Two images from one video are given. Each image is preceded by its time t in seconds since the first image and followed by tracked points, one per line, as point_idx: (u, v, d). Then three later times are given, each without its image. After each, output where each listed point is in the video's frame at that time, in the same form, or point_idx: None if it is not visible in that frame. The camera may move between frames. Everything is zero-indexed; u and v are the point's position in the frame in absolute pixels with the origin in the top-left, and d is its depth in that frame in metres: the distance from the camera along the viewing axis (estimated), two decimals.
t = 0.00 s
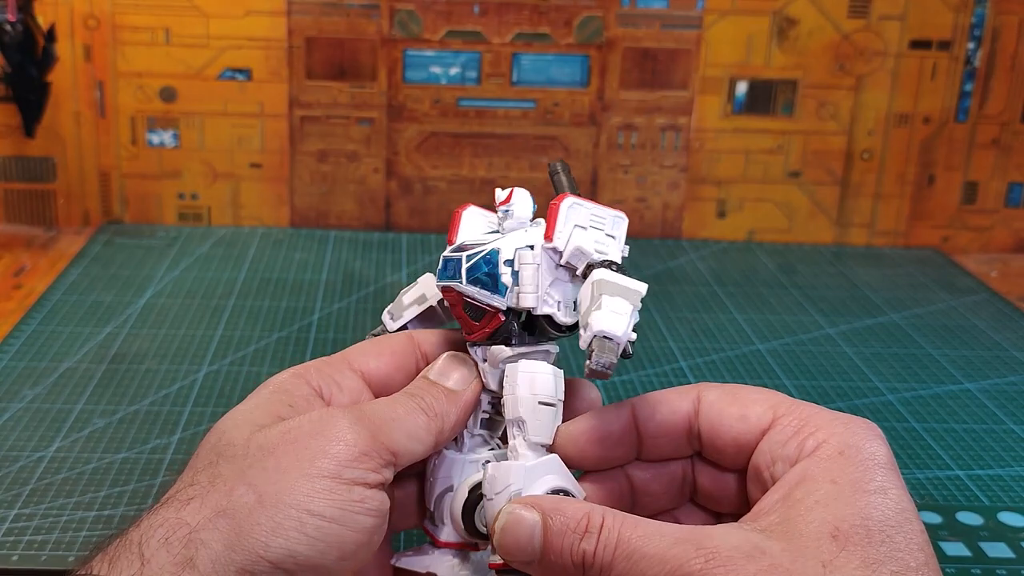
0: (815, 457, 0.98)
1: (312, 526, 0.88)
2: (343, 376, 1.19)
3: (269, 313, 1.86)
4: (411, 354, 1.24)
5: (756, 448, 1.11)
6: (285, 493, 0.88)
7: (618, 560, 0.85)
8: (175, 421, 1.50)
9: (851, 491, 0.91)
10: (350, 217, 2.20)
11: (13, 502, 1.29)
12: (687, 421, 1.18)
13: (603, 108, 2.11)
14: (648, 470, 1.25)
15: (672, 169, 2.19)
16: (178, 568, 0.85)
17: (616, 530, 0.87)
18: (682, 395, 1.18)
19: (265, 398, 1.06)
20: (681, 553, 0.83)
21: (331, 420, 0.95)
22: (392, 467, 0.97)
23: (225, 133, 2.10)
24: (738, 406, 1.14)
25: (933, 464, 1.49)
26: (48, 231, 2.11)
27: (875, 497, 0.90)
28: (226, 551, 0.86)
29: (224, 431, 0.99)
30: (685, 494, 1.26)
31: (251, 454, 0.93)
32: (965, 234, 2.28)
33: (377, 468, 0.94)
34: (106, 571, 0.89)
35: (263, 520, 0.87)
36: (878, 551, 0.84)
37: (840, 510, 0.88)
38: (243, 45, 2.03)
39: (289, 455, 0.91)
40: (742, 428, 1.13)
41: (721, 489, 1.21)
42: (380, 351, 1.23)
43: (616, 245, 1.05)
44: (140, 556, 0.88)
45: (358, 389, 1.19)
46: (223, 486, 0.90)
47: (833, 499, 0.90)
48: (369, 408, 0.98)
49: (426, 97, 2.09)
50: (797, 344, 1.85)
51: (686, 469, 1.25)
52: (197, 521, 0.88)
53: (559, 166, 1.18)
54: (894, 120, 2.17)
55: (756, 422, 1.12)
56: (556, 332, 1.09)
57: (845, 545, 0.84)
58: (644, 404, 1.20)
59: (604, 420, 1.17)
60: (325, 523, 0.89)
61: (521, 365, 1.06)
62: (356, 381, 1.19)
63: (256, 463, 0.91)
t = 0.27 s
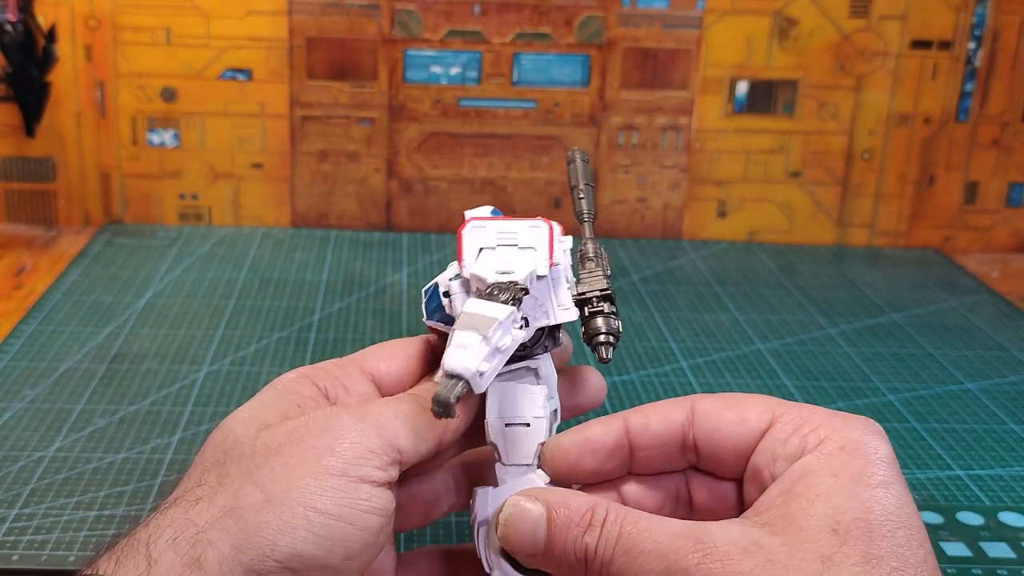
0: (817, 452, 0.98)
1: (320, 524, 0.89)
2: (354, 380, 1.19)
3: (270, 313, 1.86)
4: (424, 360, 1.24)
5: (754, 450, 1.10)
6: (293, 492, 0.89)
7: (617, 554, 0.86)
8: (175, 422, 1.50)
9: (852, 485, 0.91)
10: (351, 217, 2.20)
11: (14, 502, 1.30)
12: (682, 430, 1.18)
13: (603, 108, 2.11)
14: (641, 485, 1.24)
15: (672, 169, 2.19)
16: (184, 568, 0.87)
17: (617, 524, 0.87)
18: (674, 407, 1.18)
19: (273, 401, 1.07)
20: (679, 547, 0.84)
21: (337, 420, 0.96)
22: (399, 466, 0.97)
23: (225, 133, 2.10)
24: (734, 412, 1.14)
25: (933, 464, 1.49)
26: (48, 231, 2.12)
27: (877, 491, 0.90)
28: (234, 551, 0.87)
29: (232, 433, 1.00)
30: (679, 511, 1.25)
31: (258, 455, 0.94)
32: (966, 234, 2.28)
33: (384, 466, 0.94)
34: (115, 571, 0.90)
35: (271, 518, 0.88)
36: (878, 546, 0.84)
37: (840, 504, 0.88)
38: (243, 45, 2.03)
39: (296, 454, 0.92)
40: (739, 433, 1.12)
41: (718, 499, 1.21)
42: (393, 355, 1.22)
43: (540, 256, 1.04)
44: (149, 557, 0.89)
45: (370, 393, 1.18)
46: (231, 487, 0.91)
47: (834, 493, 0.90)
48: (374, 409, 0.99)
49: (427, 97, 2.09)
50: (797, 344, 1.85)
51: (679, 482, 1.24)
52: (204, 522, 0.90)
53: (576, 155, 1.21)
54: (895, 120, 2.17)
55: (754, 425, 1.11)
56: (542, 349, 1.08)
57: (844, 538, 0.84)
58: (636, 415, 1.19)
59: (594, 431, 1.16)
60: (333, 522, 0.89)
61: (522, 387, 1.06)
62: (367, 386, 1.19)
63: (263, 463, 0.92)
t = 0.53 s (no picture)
0: (816, 451, 0.98)
1: (322, 522, 0.89)
2: (359, 381, 1.18)
3: (270, 313, 1.86)
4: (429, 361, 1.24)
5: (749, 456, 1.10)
6: (295, 490, 0.89)
7: (615, 555, 0.86)
8: (176, 422, 1.50)
9: (850, 483, 0.91)
10: (351, 217, 2.20)
11: (13, 502, 1.29)
12: (673, 439, 1.16)
13: (603, 108, 2.11)
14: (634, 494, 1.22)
15: (672, 169, 2.19)
16: (186, 568, 0.86)
17: (616, 525, 0.87)
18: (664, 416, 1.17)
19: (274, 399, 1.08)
20: (677, 546, 0.84)
21: (339, 419, 0.96)
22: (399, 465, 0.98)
23: (225, 133, 2.10)
24: (729, 417, 1.13)
25: (933, 464, 1.49)
26: (48, 231, 2.12)
27: (874, 489, 0.90)
28: (235, 550, 0.87)
29: (234, 431, 1.00)
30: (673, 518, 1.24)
31: (261, 453, 0.94)
32: (966, 234, 2.28)
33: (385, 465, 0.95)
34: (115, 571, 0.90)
35: (273, 516, 0.88)
36: (875, 544, 0.84)
37: (837, 502, 0.88)
38: (243, 45, 2.03)
39: (298, 453, 0.93)
40: (734, 438, 1.12)
41: (713, 506, 1.20)
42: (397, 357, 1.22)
43: (526, 260, 1.03)
44: (150, 557, 0.89)
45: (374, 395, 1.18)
46: (233, 486, 0.92)
47: (831, 491, 0.90)
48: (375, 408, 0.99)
49: (427, 97, 2.09)
50: (797, 344, 1.85)
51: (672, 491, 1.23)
52: (207, 521, 0.90)
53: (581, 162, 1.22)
54: (895, 120, 2.17)
55: (749, 429, 1.11)
56: (535, 353, 1.08)
57: (841, 536, 0.84)
58: (625, 426, 1.18)
59: (586, 439, 1.13)
60: (335, 521, 0.90)
61: (511, 392, 1.05)
62: (371, 388, 1.19)
63: (266, 462, 0.92)
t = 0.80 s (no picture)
0: (819, 450, 0.98)
1: (321, 521, 0.89)
2: (360, 381, 1.18)
3: (270, 313, 1.86)
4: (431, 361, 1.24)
5: (752, 455, 1.10)
6: (293, 489, 0.90)
7: (617, 551, 0.86)
8: (175, 422, 1.50)
9: (854, 482, 0.91)
10: (351, 217, 2.20)
11: (13, 502, 1.29)
12: (675, 440, 1.16)
13: (603, 108, 2.11)
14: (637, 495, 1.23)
15: (672, 169, 2.19)
16: (185, 569, 0.86)
17: (618, 521, 0.87)
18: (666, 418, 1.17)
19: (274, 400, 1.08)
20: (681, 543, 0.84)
21: (337, 419, 0.97)
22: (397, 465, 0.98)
23: (225, 133, 2.10)
24: (732, 418, 1.13)
25: (933, 464, 1.49)
26: (48, 231, 2.12)
27: (877, 488, 0.90)
28: (234, 548, 0.86)
29: (234, 430, 1.01)
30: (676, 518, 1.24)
31: (260, 452, 0.95)
32: (966, 234, 2.28)
33: (382, 464, 0.95)
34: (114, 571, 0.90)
35: (271, 514, 0.88)
36: (879, 543, 0.84)
37: (843, 500, 0.88)
38: (243, 45, 2.03)
39: (297, 451, 0.93)
40: (737, 437, 1.12)
41: (715, 507, 1.20)
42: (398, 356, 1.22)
43: (524, 256, 1.03)
44: (149, 556, 0.89)
45: (375, 394, 1.18)
46: (233, 484, 0.92)
47: (835, 489, 0.90)
48: (374, 408, 1.00)
49: (427, 97, 2.09)
50: (797, 344, 1.85)
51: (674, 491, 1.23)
52: (207, 521, 0.90)
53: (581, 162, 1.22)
54: (895, 120, 2.17)
55: (753, 428, 1.11)
56: (535, 351, 1.09)
57: (846, 535, 0.84)
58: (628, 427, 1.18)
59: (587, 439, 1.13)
60: (333, 519, 0.90)
61: (511, 390, 1.05)
62: (372, 388, 1.19)
63: (264, 460, 0.93)
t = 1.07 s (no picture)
0: (839, 449, 1.00)
1: (343, 539, 0.89)
2: (347, 372, 1.17)
3: (270, 313, 1.86)
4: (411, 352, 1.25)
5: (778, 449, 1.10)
6: (316, 508, 0.88)
7: (641, 519, 0.87)
8: (176, 422, 1.50)
9: (875, 481, 0.93)
10: (350, 217, 2.20)
11: (14, 502, 1.30)
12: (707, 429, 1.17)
13: (603, 108, 2.11)
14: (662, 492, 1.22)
15: (672, 169, 2.19)
16: None
17: (639, 489, 0.89)
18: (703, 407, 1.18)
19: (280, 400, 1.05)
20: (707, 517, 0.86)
21: (358, 432, 0.93)
22: (417, 479, 0.96)
23: (225, 133, 2.10)
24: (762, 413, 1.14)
25: (934, 464, 1.49)
26: (48, 231, 2.12)
27: (899, 489, 0.92)
28: (256, 563, 0.87)
29: (248, 437, 0.98)
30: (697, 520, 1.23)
31: (279, 463, 0.92)
32: (966, 234, 2.28)
33: (405, 482, 0.93)
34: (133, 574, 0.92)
35: (294, 533, 0.87)
36: (898, 542, 0.86)
37: (865, 499, 0.90)
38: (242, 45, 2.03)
39: (318, 467, 0.90)
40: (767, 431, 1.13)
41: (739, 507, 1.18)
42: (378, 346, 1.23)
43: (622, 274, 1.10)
44: (168, 564, 0.90)
45: (361, 386, 1.17)
46: (251, 496, 0.91)
47: (854, 486, 0.92)
48: (396, 416, 0.95)
49: (427, 97, 2.09)
50: (798, 345, 1.85)
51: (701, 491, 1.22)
52: (225, 532, 0.89)
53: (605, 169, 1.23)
54: (895, 120, 2.17)
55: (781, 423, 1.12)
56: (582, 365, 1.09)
57: (865, 530, 0.86)
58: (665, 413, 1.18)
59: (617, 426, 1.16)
60: (356, 538, 0.90)
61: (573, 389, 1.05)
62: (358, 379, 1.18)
63: (285, 476, 0.90)
